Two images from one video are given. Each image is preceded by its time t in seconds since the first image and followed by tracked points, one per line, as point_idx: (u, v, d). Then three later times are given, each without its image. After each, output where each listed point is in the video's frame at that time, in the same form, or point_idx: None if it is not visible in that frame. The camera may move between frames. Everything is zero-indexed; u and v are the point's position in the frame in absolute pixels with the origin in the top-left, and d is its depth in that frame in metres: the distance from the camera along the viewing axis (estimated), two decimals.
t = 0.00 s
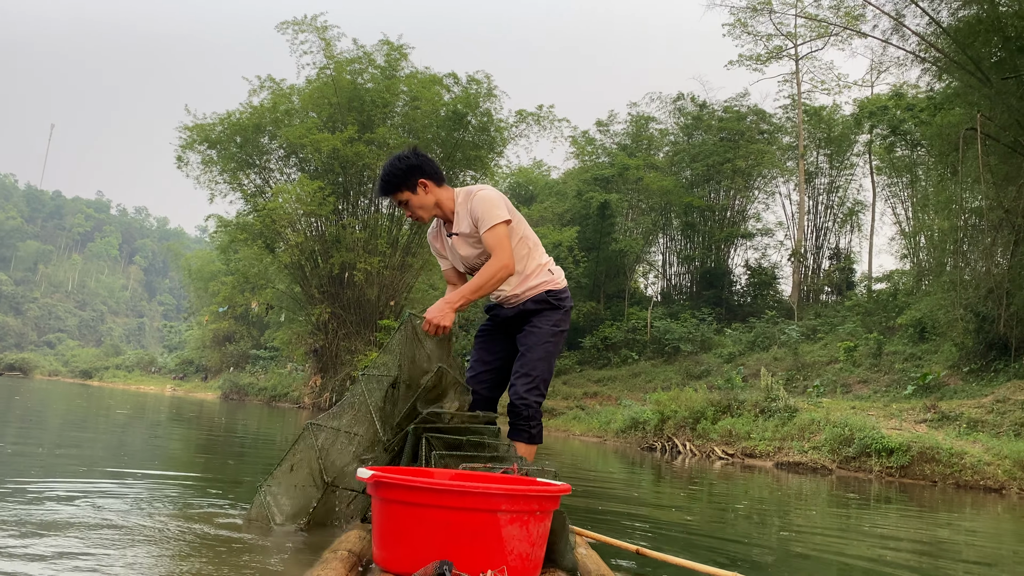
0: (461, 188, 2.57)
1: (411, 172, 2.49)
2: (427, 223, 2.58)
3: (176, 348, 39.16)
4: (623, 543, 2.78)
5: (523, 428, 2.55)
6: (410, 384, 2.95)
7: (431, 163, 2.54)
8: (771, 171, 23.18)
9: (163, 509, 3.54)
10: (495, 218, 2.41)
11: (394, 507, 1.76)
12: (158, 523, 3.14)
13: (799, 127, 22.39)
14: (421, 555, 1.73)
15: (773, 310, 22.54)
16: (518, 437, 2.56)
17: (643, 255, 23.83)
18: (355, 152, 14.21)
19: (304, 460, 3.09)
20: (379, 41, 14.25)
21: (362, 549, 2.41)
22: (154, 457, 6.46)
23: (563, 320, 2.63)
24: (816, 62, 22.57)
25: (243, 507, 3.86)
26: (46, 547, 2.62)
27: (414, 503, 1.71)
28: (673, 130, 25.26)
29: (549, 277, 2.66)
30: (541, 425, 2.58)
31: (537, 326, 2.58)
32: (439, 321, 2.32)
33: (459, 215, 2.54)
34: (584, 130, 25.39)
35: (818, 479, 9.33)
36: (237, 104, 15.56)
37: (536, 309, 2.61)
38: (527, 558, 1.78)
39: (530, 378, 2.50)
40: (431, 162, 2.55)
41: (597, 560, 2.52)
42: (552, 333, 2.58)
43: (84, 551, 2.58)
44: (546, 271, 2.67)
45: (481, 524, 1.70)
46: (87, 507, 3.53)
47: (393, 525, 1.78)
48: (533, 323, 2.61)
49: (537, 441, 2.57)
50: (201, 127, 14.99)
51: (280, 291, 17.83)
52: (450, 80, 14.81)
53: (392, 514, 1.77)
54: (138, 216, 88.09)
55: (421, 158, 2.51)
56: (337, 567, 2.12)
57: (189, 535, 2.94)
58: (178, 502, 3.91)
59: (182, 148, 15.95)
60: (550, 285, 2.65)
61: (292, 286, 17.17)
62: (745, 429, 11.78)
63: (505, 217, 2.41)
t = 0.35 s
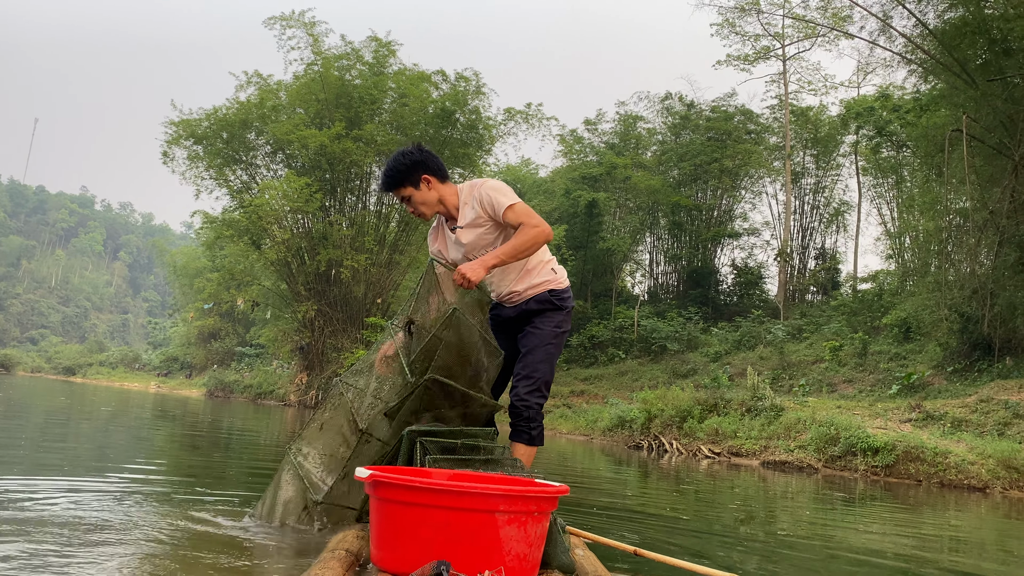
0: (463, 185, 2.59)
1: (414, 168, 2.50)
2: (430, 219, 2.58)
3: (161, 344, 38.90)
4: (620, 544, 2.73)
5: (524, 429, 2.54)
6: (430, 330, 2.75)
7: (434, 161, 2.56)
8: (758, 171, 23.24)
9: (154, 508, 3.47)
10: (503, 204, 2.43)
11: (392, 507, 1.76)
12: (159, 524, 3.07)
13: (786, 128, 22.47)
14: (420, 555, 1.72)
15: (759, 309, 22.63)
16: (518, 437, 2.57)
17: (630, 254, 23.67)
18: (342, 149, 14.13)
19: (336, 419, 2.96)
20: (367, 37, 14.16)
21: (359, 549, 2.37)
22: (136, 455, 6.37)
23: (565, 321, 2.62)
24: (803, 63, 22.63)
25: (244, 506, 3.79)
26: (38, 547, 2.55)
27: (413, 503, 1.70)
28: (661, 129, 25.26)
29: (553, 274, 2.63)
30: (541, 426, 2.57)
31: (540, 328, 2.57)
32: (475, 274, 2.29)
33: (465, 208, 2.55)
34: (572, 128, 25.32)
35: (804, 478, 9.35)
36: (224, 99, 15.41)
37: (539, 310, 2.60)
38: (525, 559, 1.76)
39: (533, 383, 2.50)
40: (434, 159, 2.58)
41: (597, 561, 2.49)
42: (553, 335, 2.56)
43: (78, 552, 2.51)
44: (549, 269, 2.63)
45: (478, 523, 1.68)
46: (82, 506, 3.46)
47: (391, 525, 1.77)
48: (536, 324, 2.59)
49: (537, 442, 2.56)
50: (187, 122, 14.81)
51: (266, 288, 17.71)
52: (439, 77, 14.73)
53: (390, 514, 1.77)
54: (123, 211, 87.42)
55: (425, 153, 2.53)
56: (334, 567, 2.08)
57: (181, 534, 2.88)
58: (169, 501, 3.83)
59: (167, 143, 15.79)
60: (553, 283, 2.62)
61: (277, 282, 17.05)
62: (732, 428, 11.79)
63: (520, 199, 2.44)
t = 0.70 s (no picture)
0: (480, 175, 2.64)
1: (439, 145, 2.53)
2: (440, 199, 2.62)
3: (145, 340, 38.60)
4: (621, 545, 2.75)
5: (525, 429, 2.56)
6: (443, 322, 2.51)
7: (457, 140, 2.59)
8: (745, 170, 23.31)
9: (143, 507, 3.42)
10: (524, 199, 2.51)
11: (392, 507, 1.76)
12: (153, 523, 3.03)
13: (773, 127, 22.55)
14: (418, 556, 1.73)
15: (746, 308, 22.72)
16: (519, 439, 2.58)
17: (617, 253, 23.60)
18: (329, 145, 14.06)
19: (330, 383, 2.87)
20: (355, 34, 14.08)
21: (359, 548, 2.35)
22: (121, 452, 6.30)
23: (564, 322, 2.64)
24: (790, 63, 22.71)
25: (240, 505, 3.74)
26: (27, 546, 2.52)
27: (413, 504, 1.71)
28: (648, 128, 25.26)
29: (553, 274, 2.65)
30: (542, 426, 2.60)
31: (541, 329, 2.59)
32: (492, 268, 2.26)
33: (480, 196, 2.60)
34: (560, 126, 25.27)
35: (790, 476, 9.38)
36: (210, 95, 15.26)
37: (538, 310, 2.62)
38: (524, 560, 1.76)
39: (535, 384, 2.54)
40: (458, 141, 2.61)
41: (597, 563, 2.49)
42: (553, 337, 2.59)
43: (69, 551, 2.47)
44: (549, 269, 2.65)
45: (477, 525, 1.69)
46: (71, 505, 3.40)
47: (390, 527, 1.78)
48: (535, 325, 2.62)
49: (538, 443, 2.59)
50: (173, 118, 14.62)
51: (252, 285, 17.59)
52: (427, 74, 14.67)
53: (389, 515, 1.78)
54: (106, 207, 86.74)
55: (453, 134, 2.56)
56: (333, 566, 2.06)
57: (173, 534, 2.84)
58: (158, 499, 3.78)
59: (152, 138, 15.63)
60: (553, 283, 2.63)
61: (263, 280, 16.94)
62: (719, 427, 11.82)
63: (538, 197, 2.52)
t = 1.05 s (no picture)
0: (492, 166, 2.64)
1: (457, 127, 2.54)
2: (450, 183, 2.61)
3: (129, 339, 38.24)
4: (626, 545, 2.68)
5: (521, 430, 2.55)
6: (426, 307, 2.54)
7: (478, 124, 2.58)
8: (731, 169, 23.34)
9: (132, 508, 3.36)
10: (526, 198, 2.50)
11: (394, 509, 1.75)
12: (146, 523, 2.99)
13: (759, 126, 22.61)
14: (420, 559, 1.71)
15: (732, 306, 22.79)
16: (516, 439, 2.57)
17: (604, 252, 23.57)
18: (315, 143, 13.96)
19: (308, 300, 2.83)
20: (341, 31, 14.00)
21: (360, 551, 2.31)
22: (105, 452, 6.22)
23: (559, 321, 2.65)
24: (776, 62, 22.76)
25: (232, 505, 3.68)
26: (16, 547, 2.47)
27: (414, 506, 1.70)
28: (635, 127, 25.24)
29: (549, 273, 2.67)
30: (539, 426, 2.58)
31: (536, 327, 2.59)
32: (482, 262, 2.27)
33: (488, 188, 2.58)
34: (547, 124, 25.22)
35: (777, 474, 9.40)
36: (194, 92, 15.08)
37: (533, 307, 2.62)
38: (527, 560, 1.76)
39: (531, 383, 2.52)
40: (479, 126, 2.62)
41: (599, 562, 2.47)
42: (547, 335, 2.59)
43: (60, 552, 2.43)
44: (546, 267, 2.67)
45: (480, 525, 1.68)
46: (59, 506, 3.34)
47: (391, 529, 1.76)
48: (529, 323, 2.61)
49: (535, 443, 2.56)
50: (157, 115, 14.44)
51: (237, 283, 17.46)
52: (413, 71, 14.58)
53: (391, 518, 1.76)
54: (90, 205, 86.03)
55: (473, 119, 2.57)
56: (336, 568, 2.03)
57: (167, 534, 2.80)
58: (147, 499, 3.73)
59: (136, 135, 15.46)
60: (547, 282, 2.65)
61: (249, 278, 16.82)
62: (706, 424, 11.83)
63: (541, 198, 2.51)
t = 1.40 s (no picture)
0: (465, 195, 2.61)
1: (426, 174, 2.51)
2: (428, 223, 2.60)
3: (113, 340, 37.97)
4: (626, 542, 2.72)
5: (527, 427, 2.57)
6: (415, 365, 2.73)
7: (445, 162, 2.55)
8: (717, 168, 23.45)
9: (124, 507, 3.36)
10: (507, 226, 2.48)
11: (397, 504, 1.79)
12: (142, 522, 3.00)
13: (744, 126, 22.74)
14: (421, 552, 1.75)
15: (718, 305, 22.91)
16: (521, 436, 2.59)
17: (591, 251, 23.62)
18: (302, 141, 13.93)
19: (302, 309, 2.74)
20: (328, 30, 13.99)
21: (363, 544, 2.34)
22: (93, 452, 6.20)
23: (568, 322, 2.70)
24: (761, 62, 22.88)
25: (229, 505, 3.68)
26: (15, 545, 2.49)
27: (417, 501, 1.73)
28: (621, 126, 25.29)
29: (554, 279, 2.71)
30: (545, 424, 2.61)
31: (546, 329, 2.64)
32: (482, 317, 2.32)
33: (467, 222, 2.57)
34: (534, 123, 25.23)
35: (763, 471, 9.48)
36: (180, 91, 14.96)
37: (542, 311, 2.66)
38: (527, 556, 1.80)
39: (539, 380, 2.55)
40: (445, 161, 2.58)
41: (599, 559, 2.51)
42: (557, 337, 2.64)
43: (59, 549, 2.45)
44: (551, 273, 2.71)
45: (481, 520, 1.72)
46: (51, 505, 3.34)
47: (394, 522, 1.80)
48: (540, 325, 2.66)
49: (540, 441, 2.59)
50: (142, 113, 14.28)
51: (223, 282, 17.39)
52: (400, 70, 14.56)
53: (393, 512, 1.80)
54: (74, 205, 85.42)
55: (439, 158, 2.54)
56: (338, 563, 2.06)
57: (165, 533, 2.81)
58: (141, 499, 3.74)
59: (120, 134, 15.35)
60: (555, 287, 2.70)
61: (235, 277, 16.76)
62: (692, 422, 11.90)
63: (523, 221, 2.50)
